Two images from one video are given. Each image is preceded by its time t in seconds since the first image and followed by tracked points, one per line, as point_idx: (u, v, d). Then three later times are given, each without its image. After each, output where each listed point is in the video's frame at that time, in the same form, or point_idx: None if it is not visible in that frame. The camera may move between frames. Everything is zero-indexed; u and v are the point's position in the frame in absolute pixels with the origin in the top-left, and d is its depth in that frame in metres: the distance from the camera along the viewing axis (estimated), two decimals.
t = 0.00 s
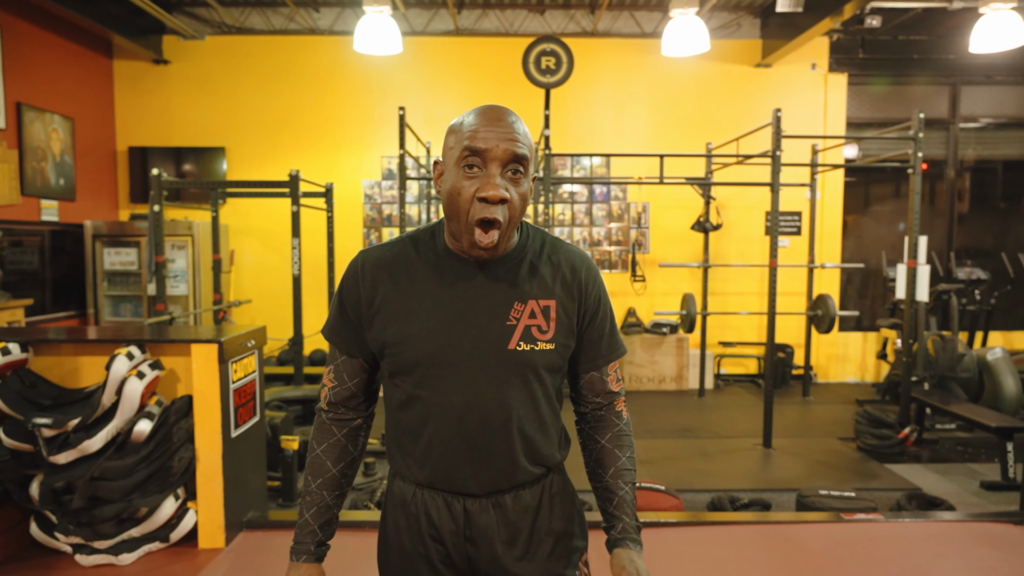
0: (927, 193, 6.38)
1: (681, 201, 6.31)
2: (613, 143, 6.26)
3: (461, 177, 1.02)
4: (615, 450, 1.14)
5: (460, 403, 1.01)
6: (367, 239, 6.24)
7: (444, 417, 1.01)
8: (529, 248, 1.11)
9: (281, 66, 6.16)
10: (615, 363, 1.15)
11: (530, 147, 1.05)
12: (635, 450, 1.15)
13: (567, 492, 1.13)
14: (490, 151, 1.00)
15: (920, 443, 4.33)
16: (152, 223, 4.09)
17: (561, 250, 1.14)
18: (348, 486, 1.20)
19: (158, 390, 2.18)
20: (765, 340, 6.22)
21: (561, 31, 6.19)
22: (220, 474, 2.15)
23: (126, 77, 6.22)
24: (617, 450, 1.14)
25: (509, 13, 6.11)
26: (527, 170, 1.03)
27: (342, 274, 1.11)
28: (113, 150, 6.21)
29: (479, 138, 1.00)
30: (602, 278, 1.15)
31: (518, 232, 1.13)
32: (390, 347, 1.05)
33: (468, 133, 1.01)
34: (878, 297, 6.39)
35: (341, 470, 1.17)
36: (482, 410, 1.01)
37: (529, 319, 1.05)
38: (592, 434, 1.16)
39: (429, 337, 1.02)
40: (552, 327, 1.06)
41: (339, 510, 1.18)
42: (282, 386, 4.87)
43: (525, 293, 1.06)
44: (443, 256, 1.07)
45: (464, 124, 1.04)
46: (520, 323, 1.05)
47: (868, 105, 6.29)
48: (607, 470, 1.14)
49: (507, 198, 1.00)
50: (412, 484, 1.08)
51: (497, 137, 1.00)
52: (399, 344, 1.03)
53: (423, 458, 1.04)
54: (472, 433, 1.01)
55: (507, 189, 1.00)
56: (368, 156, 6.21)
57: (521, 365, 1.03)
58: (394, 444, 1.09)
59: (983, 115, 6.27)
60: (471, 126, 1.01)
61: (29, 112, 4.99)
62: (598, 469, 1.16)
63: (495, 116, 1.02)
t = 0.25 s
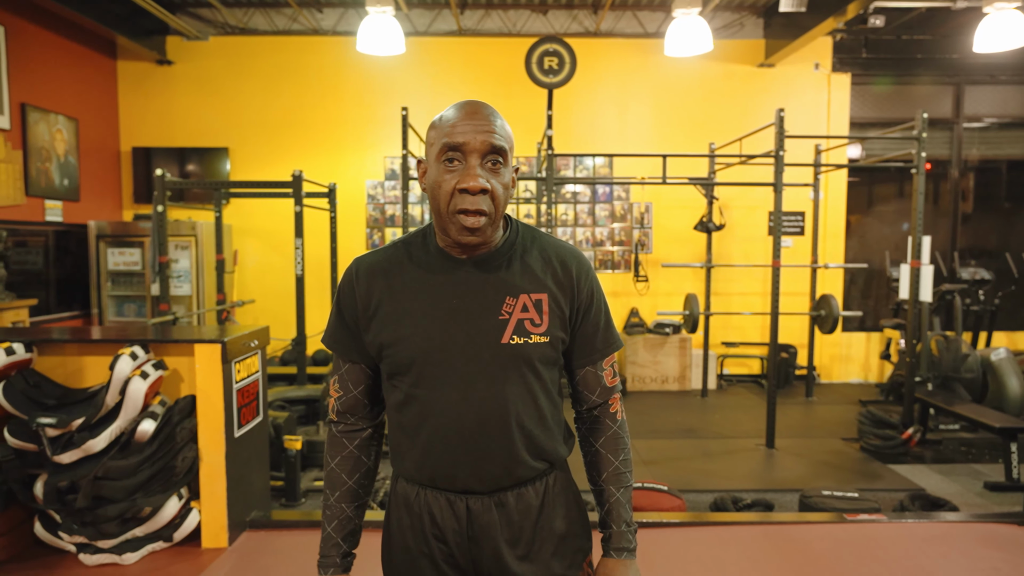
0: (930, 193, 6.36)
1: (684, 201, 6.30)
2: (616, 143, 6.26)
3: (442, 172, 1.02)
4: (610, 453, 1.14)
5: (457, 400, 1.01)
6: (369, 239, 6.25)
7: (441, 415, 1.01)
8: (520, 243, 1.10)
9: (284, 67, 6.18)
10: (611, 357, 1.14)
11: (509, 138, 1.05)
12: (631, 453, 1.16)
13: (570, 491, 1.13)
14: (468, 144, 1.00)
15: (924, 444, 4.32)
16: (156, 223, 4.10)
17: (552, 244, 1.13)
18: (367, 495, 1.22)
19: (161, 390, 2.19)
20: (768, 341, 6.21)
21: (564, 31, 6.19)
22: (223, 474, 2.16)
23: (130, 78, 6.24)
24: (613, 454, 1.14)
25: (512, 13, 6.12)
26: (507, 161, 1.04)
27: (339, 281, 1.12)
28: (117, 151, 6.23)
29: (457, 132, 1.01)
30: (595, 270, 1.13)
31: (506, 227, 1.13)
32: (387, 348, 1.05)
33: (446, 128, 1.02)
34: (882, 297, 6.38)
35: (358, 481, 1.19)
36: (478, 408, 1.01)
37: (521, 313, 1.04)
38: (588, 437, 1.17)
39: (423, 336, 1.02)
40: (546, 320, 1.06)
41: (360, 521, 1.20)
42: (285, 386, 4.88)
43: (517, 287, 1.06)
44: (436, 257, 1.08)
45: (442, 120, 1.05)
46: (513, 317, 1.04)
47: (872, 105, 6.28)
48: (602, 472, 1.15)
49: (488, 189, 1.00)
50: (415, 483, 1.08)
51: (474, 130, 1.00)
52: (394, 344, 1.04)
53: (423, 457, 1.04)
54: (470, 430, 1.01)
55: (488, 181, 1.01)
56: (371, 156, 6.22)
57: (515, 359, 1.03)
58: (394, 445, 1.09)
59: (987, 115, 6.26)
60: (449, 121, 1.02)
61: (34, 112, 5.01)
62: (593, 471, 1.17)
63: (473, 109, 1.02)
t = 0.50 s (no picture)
0: (934, 192, 6.35)
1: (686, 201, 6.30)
2: (618, 143, 6.25)
3: (428, 172, 1.03)
4: (615, 450, 1.15)
5: (454, 396, 1.01)
6: (372, 239, 6.26)
7: (439, 413, 1.01)
8: (511, 239, 1.10)
9: (287, 67, 6.18)
10: (608, 350, 1.13)
11: (493, 135, 1.06)
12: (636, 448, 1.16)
13: (573, 487, 1.14)
14: (452, 143, 1.01)
15: (927, 444, 4.31)
16: (159, 224, 4.11)
17: (543, 239, 1.13)
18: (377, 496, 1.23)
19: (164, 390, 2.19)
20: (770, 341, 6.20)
21: (566, 31, 6.18)
22: (226, 473, 2.16)
23: (133, 78, 6.25)
24: (617, 451, 1.15)
25: (515, 13, 6.12)
26: (491, 158, 1.04)
27: (335, 288, 1.14)
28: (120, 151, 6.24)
29: (441, 131, 1.01)
30: (588, 262, 1.13)
31: (497, 225, 1.13)
32: (385, 349, 1.06)
33: (430, 128, 1.02)
34: (884, 297, 6.37)
35: (366, 483, 1.19)
36: (476, 405, 1.01)
37: (514, 307, 1.04)
38: (592, 434, 1.18)
39: (418, 335, 1.03)
40: (539, 313, 1.05)
41: (371, 521, 1.20)
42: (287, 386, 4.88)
43: (510, 282, 1.06)
44: (428, 257, 1.08)
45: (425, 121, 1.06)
46: (506, 312, 1.04)
47: (875, 105, 6.27)
48: (608, 469, 1.15)
49: (474, 186, 1.01)
50: (417, 483, 1.09)
51: (458, 128, 1.01)
52: (391, 345, 1.04)
53: (423, 457, 1.04)
54: (468, 427, 1.01)
55: (474, 178, 1.01)
56: (373, 156, 6.22)
57: (510, 354, 1.03)
58: (394, 445, 1.09)
59: (990, 114, 6.25)
60: (433, 121, 1.03)
61: (37, 113, 5.02)
62: (600, 466, 1.18)
63: (456, 108, 1.03)
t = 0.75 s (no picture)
0: (936, 192, 6.34)
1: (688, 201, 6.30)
2: (620, 143, 6.25)
3: (428, 174, 1.03)
4: (614, 446, 1.15)
5: (455, 394, 1.01)
6: (374, 239, 6.26)
7: (440, 411, 1.01)
8: (510, 238, 1.11)
9: (289, 67, 6.19)
10: (608, 347, 1.14)
11: (494, 137, 1.06)
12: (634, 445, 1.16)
13: (575, 485, 1.14)
14: (453, 145, 1.01)
15: (929, 445, 4.30)
16: (161, 224, 4.11)
17: (542, 238, 1.14)
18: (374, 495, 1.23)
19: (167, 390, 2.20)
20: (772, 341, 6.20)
21: (568, 31, 6.18)
22: (229, 473, 2.17)
23: (136, 79, 6.27)
24: (617, 447, 1.15)
25: (516, 13, 6.12)
26: (492, 160, 1.04)
27: (333, 286, 1.13)
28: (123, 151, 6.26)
29: (442, 133, 1.01)
30: (587, 261, 1.14)
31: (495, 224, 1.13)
32: (385, 348, 1.05)
33: (431, 130, 1.02)
34: (886, 297, 6.36)
35: (364, 481, 1.19)
36: (477, 403, 1.01)
37: (515, 305, 1.05)
38: (590, 430, 1.18)
39: (419, 333, 1.03)
40: (540, 311, 1.06)
41: (368, 519, 1.20)
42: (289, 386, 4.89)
43: (510, 280, 1.06)
44: (428, 256, 1.08)
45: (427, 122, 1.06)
46: (507, 310, 1.04)
47: (877, 105, 6.27)
48: (606, 466, 1.15)
49: (474, 188, 1.01)
50: (418, 481, 1.09)
51: (459, 131, 1.01)
52: (391, 343, 1.04)
53: (425, 454, 1.04)
54: (469, 424, 1.01)
55: (474, 180, 1.01)
56: (375, 156, 6.23)
57: (511, 352, 1.03)
58: (395, 443, 1.10)
59: (992, 114, 6.24)
60: (434, 123, 1.02)
61: (40, 113, 5.04)
62: (599, 463, 1.18)
63: (457, 110, 1.02)
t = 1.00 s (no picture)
0: (938, 192, 6.33)
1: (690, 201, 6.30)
2: (621, 142, 6.25)
3: (467, 166, 1.03)
4: (638, 409, 1.16)
5: (463, 385, 1.02)
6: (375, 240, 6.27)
7: (448, 402, 1.02)
8: (521, 233, 1.12)
9: (290, 67, 6.20)
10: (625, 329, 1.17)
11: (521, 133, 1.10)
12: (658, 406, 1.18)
13: (577, 485, 1.14)
14: (494, 137, 1.03)
15: (930, 445, 4.29)
16: (163, 224, 4.12)
17: (551, 234, 1.15)
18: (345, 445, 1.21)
19: (169, 389, 2.20)
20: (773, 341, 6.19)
21: (569, 31, 6.19)
22: (231, 472, 2.17)
23: (138, 79, 6.28)
24: (641, 409, 1.16)
25: (518, 14, 6.13)
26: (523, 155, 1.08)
27: (343, 269, 1.14)
28: (125, 152, 6.27)
29: (482, 126, 1.02)
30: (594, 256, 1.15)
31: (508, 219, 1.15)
32: (393, 336, 1.06)
33: (468, 123, 1.03)
34: (888, 297, 6.36)
35: (337, 427, 1.18)
36: (486, 394, 1.01)
37: (525, 298, 1.05)
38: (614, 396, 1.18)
39: (428, 322, 1.03)
40: (548, 305, 1.07)
41: (336, 455, 1.18)
42: (292, 386, 4.91)
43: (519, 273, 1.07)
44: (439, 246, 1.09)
45: (455, 115, 1.06)
46: (517, 302, 1.05)
47: (878, 105, 6.27)
48: (634, 425, 1.16)
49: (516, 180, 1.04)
50: (423, 481, 1.08)
51: (499, 124, 1.03)
52: (399, 331, 1.05)
53: (432, 447, 1.04)
54: (476, 417, 1.01)
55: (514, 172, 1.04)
56: (377, 156, 6.24)
57: (519, 344, 1.03)
58: (401, 434, 1.09)
59: (994, 114, 6.23)
60: (471, 117, 1.03)
61: (43, 114, 5.05)
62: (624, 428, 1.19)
63: (492, 105, 1.05)
